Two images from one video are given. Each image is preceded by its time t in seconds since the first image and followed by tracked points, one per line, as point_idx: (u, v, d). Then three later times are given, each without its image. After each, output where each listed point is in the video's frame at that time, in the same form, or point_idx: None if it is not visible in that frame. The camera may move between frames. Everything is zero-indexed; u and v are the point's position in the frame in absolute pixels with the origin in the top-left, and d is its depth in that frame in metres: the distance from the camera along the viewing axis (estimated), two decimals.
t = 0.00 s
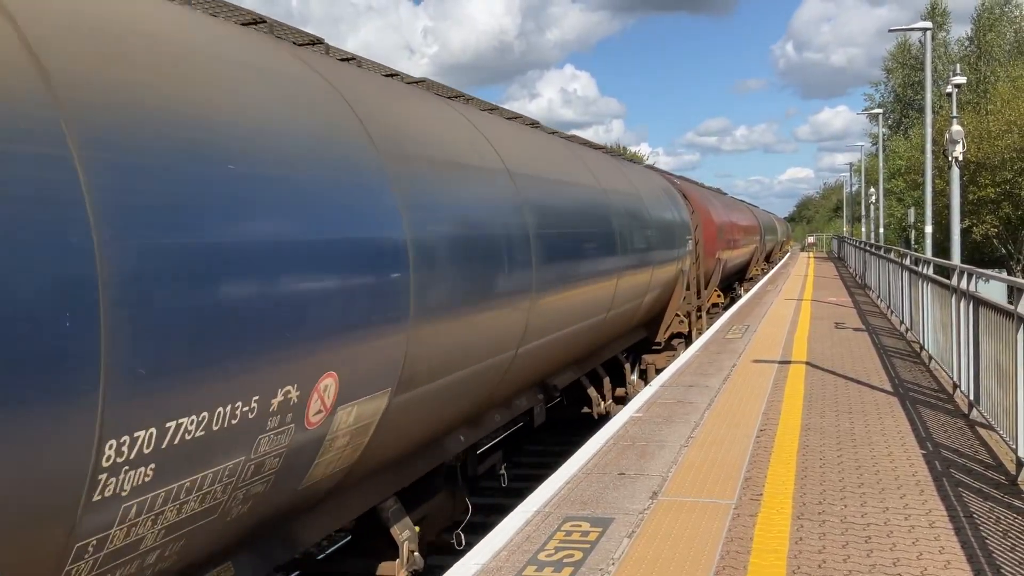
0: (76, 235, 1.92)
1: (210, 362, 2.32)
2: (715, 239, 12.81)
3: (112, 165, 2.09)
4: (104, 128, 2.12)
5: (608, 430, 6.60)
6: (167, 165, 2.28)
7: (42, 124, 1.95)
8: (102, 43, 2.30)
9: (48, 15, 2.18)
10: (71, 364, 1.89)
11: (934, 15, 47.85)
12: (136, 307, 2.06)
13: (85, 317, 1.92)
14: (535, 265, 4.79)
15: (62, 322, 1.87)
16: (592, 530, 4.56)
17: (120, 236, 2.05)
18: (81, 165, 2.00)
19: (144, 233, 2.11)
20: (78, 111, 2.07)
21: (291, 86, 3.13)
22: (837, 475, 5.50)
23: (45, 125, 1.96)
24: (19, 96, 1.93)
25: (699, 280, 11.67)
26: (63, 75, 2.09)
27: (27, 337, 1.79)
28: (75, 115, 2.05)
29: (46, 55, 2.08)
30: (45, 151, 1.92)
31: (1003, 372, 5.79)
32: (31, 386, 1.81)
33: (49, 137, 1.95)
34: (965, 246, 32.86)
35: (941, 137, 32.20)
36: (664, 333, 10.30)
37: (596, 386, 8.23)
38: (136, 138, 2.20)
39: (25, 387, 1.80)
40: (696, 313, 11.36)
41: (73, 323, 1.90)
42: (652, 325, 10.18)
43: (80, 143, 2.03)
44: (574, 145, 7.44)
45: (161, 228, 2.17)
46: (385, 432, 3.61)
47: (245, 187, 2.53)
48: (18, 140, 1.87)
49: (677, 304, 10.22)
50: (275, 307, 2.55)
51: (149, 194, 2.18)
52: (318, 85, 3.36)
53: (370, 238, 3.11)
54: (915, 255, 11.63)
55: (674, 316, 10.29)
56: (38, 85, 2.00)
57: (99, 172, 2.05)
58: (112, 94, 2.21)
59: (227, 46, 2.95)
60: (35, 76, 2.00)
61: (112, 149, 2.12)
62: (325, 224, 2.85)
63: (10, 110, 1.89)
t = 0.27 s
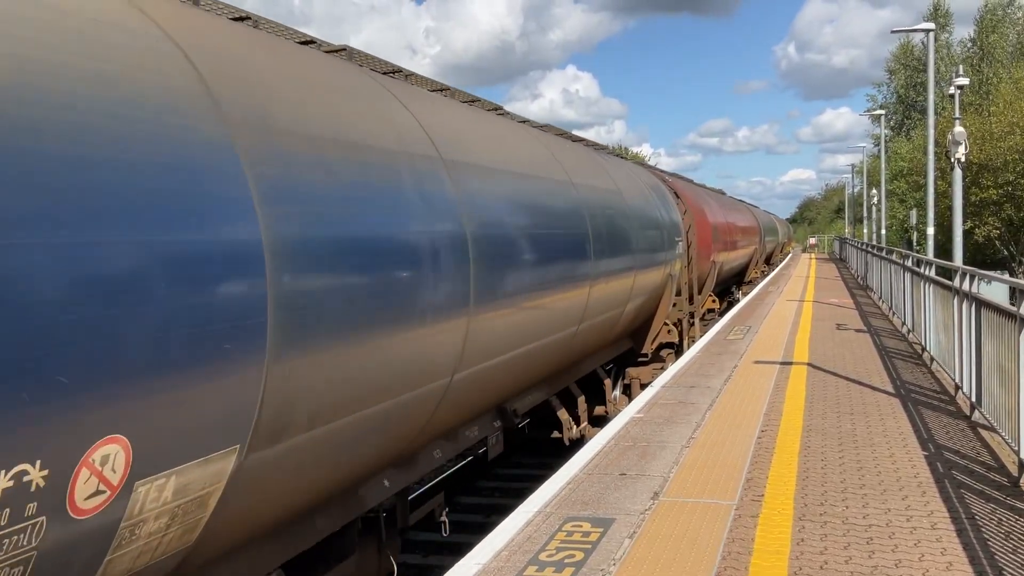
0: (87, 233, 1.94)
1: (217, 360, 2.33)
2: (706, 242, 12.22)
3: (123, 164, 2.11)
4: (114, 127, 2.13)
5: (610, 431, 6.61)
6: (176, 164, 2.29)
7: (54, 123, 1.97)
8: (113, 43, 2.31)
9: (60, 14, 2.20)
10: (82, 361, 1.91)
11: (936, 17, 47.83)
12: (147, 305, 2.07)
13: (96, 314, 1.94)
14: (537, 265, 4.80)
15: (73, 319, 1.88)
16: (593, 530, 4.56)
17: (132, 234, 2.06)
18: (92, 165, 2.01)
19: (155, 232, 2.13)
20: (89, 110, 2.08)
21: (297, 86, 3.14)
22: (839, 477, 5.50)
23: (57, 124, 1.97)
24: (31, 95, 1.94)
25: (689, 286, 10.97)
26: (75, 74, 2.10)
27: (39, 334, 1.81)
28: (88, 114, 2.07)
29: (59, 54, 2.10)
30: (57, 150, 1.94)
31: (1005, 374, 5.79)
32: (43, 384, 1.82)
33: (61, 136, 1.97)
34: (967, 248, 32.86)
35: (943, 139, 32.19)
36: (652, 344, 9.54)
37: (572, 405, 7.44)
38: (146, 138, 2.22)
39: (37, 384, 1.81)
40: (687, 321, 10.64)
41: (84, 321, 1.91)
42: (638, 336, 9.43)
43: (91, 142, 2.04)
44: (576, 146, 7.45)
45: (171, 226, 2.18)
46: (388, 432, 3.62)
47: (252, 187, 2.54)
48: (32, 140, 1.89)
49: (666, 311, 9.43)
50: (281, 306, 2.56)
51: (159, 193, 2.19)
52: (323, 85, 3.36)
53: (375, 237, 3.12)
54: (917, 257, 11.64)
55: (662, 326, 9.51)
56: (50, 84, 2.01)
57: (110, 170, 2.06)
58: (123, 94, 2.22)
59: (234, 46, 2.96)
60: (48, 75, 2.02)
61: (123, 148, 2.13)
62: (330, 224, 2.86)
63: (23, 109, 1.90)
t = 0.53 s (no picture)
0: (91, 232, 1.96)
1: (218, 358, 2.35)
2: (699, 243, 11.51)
3: (127, 164, 2.13)
4: (118, 127, 2.16)
5: (610, 431, 6.62)
6: (179, 164, 2.31)
7: (58, 122, 1.99)
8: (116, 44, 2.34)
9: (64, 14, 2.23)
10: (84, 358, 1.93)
11: (938, 19, 47.82)
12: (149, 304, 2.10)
13: (98, 312, 1.96)
14: (537, 266, 4.81)
15: (76, 316, 1.91)
16: (593, 531, 4.57)
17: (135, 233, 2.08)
18: (97, 165, 2.04)
19: (157, 231, 2.15)
20: (92, 110, 2.10)
21: (299, 87, 3.16)
22: (839, 478, 5.51)
23: (62, 123, 2.00)
24: (36, 95, 1.97)
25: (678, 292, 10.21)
26: (78, 74, 2.13)
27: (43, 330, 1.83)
28: (91, 114, 2.09)
29: (63, 55, 2.12)
30: (61, 150, 1.96)
31: (1005, 376, 5.80)
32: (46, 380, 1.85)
33: (66, 136, 1.99)
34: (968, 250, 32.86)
35: (944, 141, 32.22)
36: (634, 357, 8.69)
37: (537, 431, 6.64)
38: (149, 137, 2.24)
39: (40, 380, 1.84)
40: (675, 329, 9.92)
41: (87, 319, 1.94)
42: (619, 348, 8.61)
43: (95, 142, 2.06)
44: (576, 147, 7.46)
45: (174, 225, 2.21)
46: (387, 432, 3.64)
47: (253, 187, 2.56)
48: (37, 139, 1.92)
49: (650, 322, 8.52)
50: (281, 306, 2.58)
51: (162, 192, 2.21)
52: (324, 86, 3.38)
53: (375, 238, 3.14)
54: (917, 259, 11.65)
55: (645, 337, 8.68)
56: (55, 84, 2.04)
57: (114, 169, 2.09)
58: (126, 94, 2.25)
59: (236, 48, 2.98)
60: (52, 75, 2.05)
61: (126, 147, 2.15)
62: (332, 224, 2.88)
63: (29, 109, 1.93)
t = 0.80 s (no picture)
0: (95, 230, 1.97)
1: (220, 356, 2.36)
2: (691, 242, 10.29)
3: (132, 163, 2.14)
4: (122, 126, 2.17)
5: (610, 432, 6.62)
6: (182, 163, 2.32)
7: (63, 121, 2.00)
8: (121, 44, 2.36)
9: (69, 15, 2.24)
10: (88, 355, 1.94)
11: (939, 20, 47.80)
12: (153, 302, 2.11)
13: (103, 309, 1.98)
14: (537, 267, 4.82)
15: (81, 314, 1.92)
16: (593, 532, 4.57)
17: (140, 231, 2.09)
18: (100, 165, 2.04)
19: (161, 230, 2.16)
20: (96, 109, 2.12)
21: (300, 87, 3.17)
22: (839, 480, 5.50)
23: (67, 122, 2.01)
24: (42, 94, 1.98)
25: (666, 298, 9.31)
26: (83, 74, 2.14)
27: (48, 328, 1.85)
28: (95, 113, 2.11)
29: (68, 55, 2.14)
30: (66, 149, 1.97)
31: (1006, 378, 5.79)
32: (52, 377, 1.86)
33: (71, 135, 2.01)
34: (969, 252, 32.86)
35: (944, 142, 32.23)
36: (612, 372, 7.75)
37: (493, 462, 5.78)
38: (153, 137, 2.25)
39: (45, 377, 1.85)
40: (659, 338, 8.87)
41: (91, 316, 1.95)
42: (595, 363, 7.65)
43: (100, 141, 2.08)
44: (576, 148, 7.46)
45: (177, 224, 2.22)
46: (388, 431, 3.64)
47: (255, 186, 2.57)
48: (43, 138, 1.93)
49: (629, 333, 7.58)
50: (283, 305, 2.59)
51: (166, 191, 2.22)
52: (325, 86, 3.39)
53: (376, 237, 3.15)
54: (918, 261, 11.65)
55: (625, 350, 7.70)
56: (59, 84, 2.05)
57: (119, 168, 2.10)
58: (130, 93, 2.26)
59: (237, 47, 2.99)
60: (57, 74, 2.06)
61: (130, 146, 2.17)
62: (333, 224, 2.89)
63: (35, 109, 1.94)
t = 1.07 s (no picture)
0: (98, 231, 1.98)
1: (222, 355, 2.38)
2: (678, 245, 9.65)
3: (134, 164, 2.16)
4: (127, 128, 2.19)
5: (609, 434, 6.62)
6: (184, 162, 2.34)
7: (65, 122, 2.02)
8: (125, 47, 2.38)
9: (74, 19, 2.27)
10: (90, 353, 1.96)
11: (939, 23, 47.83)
12: (155, 302, 2.13)
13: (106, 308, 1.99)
14: (536, 267, 4.82)
15: (84, 313, 1.94)
16: (592, 533, 4.57)
17: (143, 231, 2.11)
18: (102, 166, 2.06)
19: (162, 231, 2.17)
20: (98, 109, 2.13)
21: (300, 88, 3.18)
22: (837, 482, 5.51)
23: (70, 124, 2.03)
24: (45, 95, 2.00)
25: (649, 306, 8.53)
26: (85, 75, 2.16)
27: (51, 325, 1.86)
28: (96, 115, 2.12)
29: (71, 56, 2.16)
30: (68, 150, 1.98)
31: (1004, 380, 5.80)
32: (55, 375, 1.88)
33: (73, 134, 2.02)
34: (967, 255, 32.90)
35: (943, 145, 32.26)
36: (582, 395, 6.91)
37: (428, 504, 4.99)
38: (156, 138, 2.27)
39: (49, 377, 1.87)
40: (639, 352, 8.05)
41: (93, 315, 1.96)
42: (564, 382, 6.81)
43: (103, 142, 2.10)
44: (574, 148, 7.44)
45: (179, 225, 2.23)
46: (387, 432, 3.65)
47: (256, 186, 2.58)
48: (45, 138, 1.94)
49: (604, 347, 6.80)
50: (284, 305, 2.61)
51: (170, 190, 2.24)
52: (326, 88, 3.40)
53: (376, 239, 3.16)
54: (917, 263, 11.67)
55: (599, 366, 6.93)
56: (61, 85, 2.06)
57: (121, 168, 2.12)
58: (133, 95, 2.28)
59: (238, 48, 3.00)
60: (60, 76, 2.08)
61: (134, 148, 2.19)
62: (333, 226, 2.90)
63: (38, 109, 1.96)
